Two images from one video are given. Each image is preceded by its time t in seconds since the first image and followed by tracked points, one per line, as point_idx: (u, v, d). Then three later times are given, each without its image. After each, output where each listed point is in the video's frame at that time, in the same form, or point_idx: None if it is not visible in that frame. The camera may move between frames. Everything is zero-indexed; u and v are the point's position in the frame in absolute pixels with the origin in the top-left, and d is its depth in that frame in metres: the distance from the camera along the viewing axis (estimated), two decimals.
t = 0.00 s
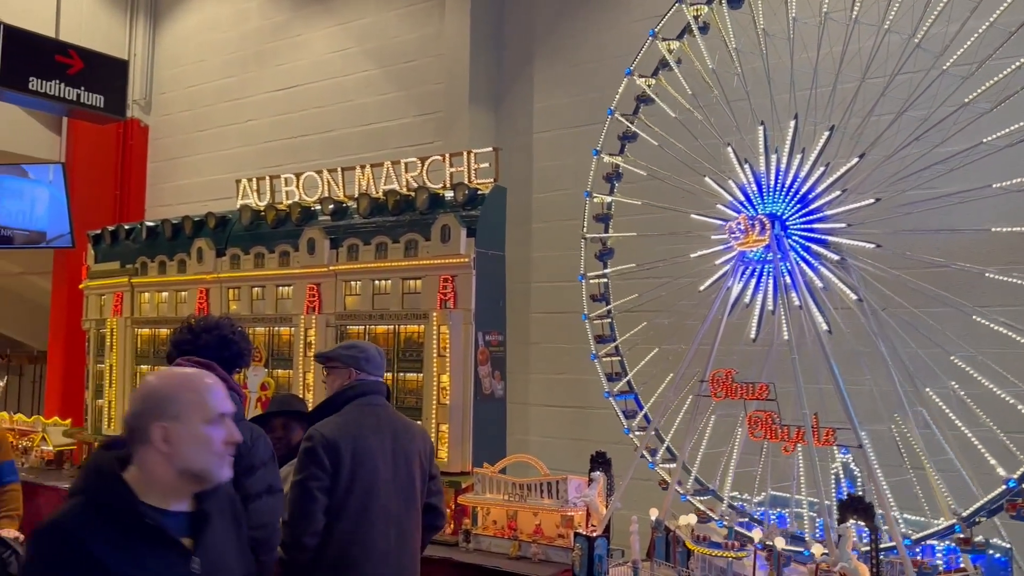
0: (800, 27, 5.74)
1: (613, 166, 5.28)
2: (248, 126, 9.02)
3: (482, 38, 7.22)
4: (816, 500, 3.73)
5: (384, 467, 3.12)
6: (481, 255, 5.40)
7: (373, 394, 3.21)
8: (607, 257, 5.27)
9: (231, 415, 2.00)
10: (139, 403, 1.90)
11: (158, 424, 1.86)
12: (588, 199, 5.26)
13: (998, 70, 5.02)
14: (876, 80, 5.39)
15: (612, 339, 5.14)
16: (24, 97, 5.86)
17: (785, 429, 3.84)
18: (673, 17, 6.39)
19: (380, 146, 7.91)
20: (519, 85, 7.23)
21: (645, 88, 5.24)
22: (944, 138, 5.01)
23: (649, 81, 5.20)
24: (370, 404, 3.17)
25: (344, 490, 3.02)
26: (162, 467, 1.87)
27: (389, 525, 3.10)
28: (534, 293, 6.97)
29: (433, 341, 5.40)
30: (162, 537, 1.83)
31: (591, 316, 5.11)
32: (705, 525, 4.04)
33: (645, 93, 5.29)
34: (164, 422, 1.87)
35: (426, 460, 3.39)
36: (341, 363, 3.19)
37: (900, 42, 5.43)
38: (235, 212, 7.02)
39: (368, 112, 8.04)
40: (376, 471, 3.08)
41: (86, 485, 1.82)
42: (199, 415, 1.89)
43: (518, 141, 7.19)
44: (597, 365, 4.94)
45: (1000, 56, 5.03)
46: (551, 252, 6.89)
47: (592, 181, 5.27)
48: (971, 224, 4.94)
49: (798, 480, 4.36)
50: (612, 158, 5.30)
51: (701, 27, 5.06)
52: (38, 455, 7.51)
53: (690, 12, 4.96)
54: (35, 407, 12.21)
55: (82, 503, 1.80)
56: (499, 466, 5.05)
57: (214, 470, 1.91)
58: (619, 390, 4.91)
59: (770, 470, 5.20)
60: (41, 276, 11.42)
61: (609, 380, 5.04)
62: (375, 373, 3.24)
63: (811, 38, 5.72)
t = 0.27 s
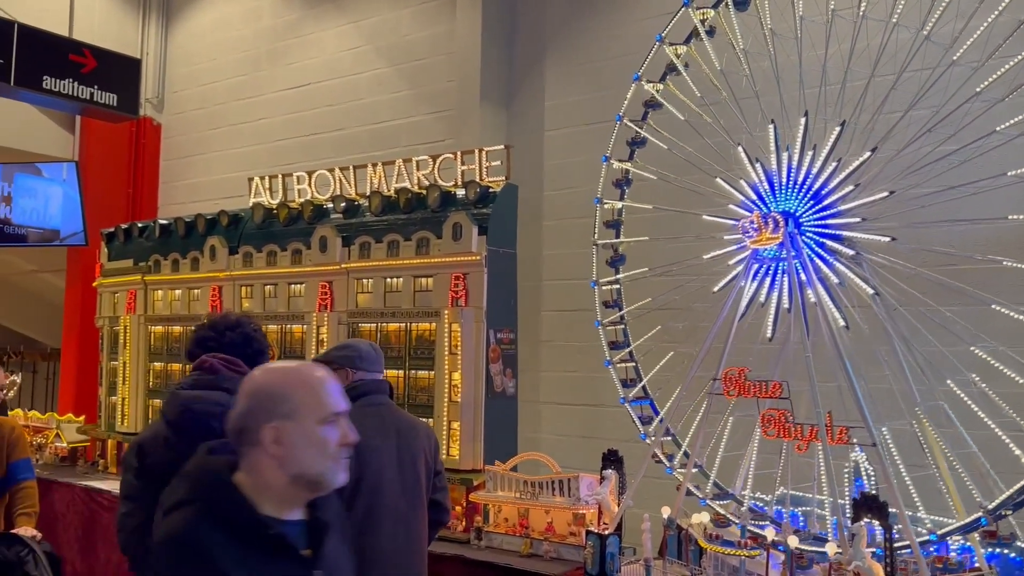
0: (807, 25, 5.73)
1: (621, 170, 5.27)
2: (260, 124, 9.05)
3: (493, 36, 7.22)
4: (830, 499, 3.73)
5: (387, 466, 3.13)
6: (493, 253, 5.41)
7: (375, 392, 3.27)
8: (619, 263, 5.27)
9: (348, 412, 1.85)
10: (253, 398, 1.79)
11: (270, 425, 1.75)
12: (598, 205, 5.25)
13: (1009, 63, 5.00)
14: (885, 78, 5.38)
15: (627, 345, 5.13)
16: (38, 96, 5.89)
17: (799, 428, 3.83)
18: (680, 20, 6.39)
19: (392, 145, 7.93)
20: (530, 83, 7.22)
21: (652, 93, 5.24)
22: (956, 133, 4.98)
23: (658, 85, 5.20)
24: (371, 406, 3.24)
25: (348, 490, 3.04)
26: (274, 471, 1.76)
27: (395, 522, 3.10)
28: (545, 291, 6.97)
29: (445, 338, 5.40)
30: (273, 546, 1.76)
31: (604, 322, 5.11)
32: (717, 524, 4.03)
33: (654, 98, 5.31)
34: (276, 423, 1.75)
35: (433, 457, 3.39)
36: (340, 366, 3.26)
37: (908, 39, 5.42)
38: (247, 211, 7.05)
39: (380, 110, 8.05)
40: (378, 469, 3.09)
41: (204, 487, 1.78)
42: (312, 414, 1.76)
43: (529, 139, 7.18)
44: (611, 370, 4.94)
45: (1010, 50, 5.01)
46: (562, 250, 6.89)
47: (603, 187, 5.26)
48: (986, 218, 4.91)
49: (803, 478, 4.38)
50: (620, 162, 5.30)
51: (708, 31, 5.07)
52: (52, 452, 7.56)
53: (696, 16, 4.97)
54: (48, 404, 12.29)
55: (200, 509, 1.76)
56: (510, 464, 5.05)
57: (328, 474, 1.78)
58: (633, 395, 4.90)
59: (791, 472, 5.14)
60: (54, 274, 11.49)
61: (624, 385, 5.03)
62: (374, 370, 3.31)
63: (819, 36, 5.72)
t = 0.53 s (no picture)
0: (814, 24, 5.72)
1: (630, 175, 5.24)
2: (271, 123, 9.08)
3: (504, 34, 7.22)
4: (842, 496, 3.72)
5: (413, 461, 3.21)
6: (504, 251, 5.41)
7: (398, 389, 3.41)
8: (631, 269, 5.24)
9: (505, 420, 1.60)
10: (401, 405, 1.58)
11: (421, 434, 1.53)
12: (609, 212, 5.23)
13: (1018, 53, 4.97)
14: (893, 75, 5.36)
15: (640, 351, 5.09)
16: (50, 95, 5.92)
17: (811, 425, 3.81)
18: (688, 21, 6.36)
19: (403, 143, 7.94)
20: (541, 80, 7.22)
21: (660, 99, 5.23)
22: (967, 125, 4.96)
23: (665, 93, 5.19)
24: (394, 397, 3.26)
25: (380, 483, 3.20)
26: (428, 487, 1.53)
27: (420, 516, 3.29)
28: (556, 289, 6.98)
29: (456, 336, 5.42)
30: (429, 574, 1.50)
31: (618, 329, 5.08)
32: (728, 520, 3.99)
33: (660, 104, 5.30)
34: (428, 432, 1.53)
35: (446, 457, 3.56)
36: (356, 367, 3.51)
37: (916, 34, 5.40)
38: (260, 209, 7.07)
39: (391, 108, 8.07)
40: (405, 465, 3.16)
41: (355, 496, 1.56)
42: (462, 422, 1.53)
43: (540, 136, 7.18)
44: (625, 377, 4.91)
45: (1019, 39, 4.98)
46: (572, 248, 6.89)
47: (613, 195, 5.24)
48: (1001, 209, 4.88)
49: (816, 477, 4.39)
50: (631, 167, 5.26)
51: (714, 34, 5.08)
52: (65, 448, 7.59)
53: (701, 19, 4.98)
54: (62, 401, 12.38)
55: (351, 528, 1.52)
56: (522, 461, 5.06)
57: (486, 493, 1.54)
58: (649, 402, 4.88)
59: (812, 471, 5.07)
60: (67, 272, 11.57)
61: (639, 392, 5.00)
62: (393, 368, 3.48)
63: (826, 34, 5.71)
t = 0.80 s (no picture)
0: (820, 23, 5.72)
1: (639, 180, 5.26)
2: (282, 121, 9.10)
3: (514, 32, 7.21)
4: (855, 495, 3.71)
5: (438, 457, 3.33)
6: (514, 248, 5.41)
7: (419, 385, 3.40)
8: (640, 276, 5.26)
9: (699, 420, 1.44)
10: (582, 410, 1.45)
11: (606, 441, 1.38)
12: (619, 218, 5.20)
13: None
14: (901, 73, 5.35)
15: (654, 357, 5.12)
16: (62, 93, 5.95)
17: (823, 424, 3.81)
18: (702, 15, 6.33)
19: (413, 140, 7.95)
20: (551, 78, 7.20)
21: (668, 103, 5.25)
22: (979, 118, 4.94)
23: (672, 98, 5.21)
24: (418, 394, 3.36)
25: (407, 478, 3.21)
26: (622, 500, 1.37)
27: (442, 512, 3.34)
28: (566, 287, 6.97)
29: (466, 333, 5.42)
30: None
31: (630, 334, 5.06)
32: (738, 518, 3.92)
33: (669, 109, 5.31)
34: (613, 438, 1.38)
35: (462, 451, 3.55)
36: (378, 360, 3.43)
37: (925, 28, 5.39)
38: (270, 207, 7.09)
39: (401, 106, 8.07)
40: (432, 460, 3.27)
41: (547, 513, 1.39)
42: (657, 428, 1.36)
43: (550, 134, 7.17)
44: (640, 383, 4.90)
45: None
46: (582, 246, 6.88)
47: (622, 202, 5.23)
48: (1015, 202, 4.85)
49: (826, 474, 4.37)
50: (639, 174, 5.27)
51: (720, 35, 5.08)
52: (78, 445, 7.64)
53: (707, 22, 4.99)
54: (74, 398, 12.45)
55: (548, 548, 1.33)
56: (532, 459, 5.07)
57: (686, 506, 1.38)
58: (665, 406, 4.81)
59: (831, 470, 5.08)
60: (80, 270, 11.64)
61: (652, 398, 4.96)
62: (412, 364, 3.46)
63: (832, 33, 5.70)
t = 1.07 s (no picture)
0: (827, 21, 5.71)
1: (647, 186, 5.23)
2: (290, 119, 9.11)
3: (522, 29, 7.20)
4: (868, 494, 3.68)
5: (450, 453, 3.50)
6: (523, 246, 5.39)
7: (429, 383, 3.58)
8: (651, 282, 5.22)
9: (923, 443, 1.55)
10: (788, 429, 1.60)
11: (810, 464, 1.53)
12: (628, 224, 5.16)
13: None
14: (908, 70, 5.35)
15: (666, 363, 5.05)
16: (72, 91, 5.95)
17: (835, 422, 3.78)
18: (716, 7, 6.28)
19: (422, 138, 7.94)
20: (560, 75, 7.19)
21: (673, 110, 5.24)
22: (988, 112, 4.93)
23: (678, 104, 5.20)
24: (431, 392, 3.55)
25: (421, 473, 3.40)
26: (828, 520, 1.53)
27: (455, 507, 3.51)
28: (574, 285, 6.96)
29: (475, 331, 5.41)
30: None
31: (643, 342, 5.01)
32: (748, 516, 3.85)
33: (675, 115, 5.31)
34: (817, 461, 1.52)
35: (473, 452, 3.72)
36: (389, 361, 3.61)
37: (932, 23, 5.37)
38: (279, 205, 7.09)
39: (409, 104, 8.07)
40: (446, 455, 3.47)
41: (740, 539, 1.56)
42: (873, 449, 1.49)
43: (559, 131, 7.15)
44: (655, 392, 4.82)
45: None
46: (591, 244, 6.87)
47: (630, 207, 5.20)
48: None
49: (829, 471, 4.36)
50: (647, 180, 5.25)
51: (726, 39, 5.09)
52: (88, 443, 7.66)
53: (712, 26, 5.00)
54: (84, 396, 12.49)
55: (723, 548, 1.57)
56: (542, 457, 5.06)
57: (907, 529, 1.48)
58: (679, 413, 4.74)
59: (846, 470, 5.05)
60: (89, 268, 11.68)
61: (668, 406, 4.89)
62: (426, 362, 3.62)
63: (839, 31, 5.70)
